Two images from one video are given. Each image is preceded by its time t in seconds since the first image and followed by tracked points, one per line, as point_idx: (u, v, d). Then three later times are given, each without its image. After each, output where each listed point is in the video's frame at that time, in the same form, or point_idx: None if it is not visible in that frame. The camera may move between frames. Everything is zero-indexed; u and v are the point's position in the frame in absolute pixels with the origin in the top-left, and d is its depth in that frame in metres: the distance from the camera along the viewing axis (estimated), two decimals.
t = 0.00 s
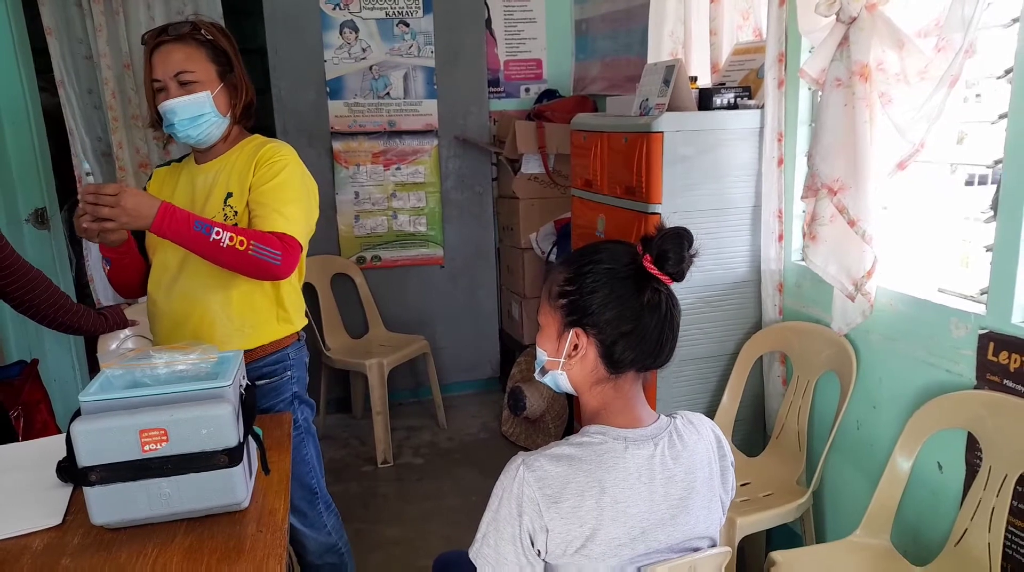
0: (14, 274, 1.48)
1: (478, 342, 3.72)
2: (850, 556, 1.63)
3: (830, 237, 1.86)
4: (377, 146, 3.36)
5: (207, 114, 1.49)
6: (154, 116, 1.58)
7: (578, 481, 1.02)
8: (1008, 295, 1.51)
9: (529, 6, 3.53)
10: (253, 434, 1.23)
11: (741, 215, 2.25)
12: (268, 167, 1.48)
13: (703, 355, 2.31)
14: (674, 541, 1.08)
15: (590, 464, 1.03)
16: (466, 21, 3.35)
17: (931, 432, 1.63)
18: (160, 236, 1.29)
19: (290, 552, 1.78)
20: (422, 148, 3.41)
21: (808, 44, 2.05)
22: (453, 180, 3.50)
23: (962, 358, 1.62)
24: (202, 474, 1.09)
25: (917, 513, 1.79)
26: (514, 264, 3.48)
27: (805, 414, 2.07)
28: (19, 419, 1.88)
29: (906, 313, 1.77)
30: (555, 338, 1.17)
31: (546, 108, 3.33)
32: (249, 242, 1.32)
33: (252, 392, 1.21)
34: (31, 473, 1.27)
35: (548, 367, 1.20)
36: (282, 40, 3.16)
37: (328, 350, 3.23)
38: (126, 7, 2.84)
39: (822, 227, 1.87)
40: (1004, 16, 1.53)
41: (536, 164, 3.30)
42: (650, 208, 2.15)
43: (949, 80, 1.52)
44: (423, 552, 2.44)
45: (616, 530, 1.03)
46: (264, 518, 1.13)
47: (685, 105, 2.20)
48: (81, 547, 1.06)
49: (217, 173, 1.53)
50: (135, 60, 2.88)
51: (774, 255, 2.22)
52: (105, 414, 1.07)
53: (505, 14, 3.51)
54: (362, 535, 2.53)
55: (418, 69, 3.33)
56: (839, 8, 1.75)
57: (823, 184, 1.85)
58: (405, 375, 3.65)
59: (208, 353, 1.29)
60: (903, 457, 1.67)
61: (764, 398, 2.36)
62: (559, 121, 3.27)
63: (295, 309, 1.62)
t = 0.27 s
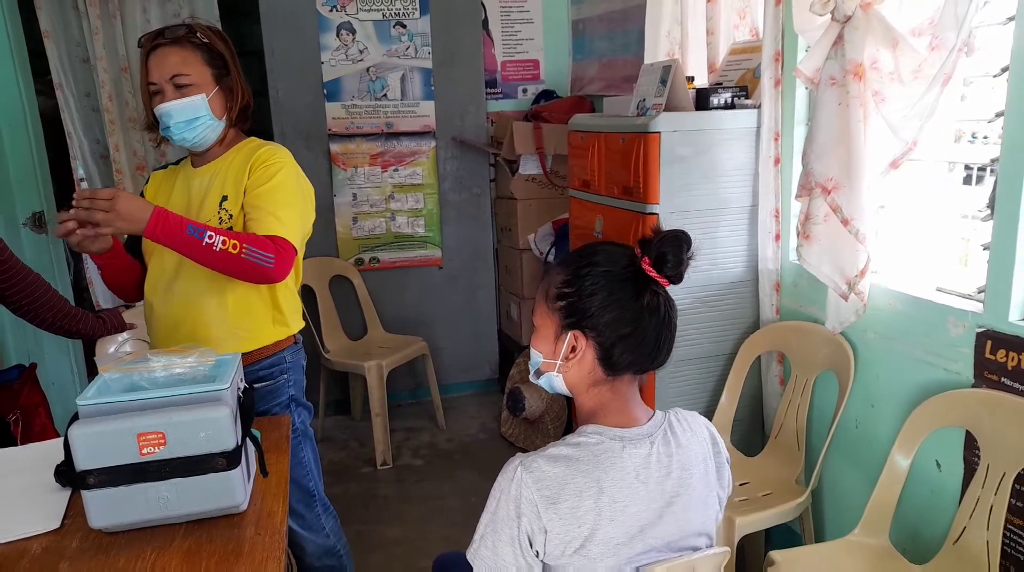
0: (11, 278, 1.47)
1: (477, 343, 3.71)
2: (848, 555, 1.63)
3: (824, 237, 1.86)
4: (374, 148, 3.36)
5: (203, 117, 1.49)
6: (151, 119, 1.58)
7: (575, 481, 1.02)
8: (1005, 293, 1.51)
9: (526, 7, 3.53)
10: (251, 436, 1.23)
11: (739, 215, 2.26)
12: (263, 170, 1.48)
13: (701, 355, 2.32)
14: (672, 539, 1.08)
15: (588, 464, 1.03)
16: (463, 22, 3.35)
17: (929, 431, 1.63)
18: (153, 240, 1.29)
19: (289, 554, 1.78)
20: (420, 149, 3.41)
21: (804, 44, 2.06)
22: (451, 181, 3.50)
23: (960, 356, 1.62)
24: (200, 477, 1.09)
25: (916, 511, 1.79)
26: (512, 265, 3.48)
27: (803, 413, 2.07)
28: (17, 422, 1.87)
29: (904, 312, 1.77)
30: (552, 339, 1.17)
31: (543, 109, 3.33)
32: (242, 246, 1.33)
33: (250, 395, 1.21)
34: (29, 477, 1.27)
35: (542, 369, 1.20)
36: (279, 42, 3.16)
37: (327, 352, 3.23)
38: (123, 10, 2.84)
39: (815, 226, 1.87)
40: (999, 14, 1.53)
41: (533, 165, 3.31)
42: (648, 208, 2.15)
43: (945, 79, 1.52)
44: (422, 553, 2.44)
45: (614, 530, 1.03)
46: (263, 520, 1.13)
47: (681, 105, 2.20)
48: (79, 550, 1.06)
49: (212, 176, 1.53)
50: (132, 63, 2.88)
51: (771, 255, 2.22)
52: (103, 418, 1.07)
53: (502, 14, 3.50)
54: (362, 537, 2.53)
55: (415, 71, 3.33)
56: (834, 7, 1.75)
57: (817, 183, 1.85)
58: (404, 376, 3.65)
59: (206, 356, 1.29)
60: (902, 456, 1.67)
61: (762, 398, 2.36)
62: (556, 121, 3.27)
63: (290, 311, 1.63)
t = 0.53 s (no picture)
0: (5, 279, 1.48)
1: (475, 344, 3.71)
2: (846, 555, 1.63)
3: (816, 237, 1.86)
4: (372, 149, 3.35)
5: (199, 119, 1.49)
6: (148, 122, 1.58)
7: (568, 485, 1.02)
8: (1002, 293, 1.51)
9: (523, 8, 3.53)
10: (248, 439, 1.22)
11: (736, 215, 2.25)
12: (258, 171, 1.48)
13: (698, 356, 2.31)
14: (668, 542, 1.08)
15: (580, 469, 1.03)
16: (460, 23, 3.35)
17: (927, 430, 1.63)
18: (147, 240, 1.29)
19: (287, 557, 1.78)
20: (417, 150, 3.41)
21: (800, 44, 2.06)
22: (448, 182, 3.50)
23: (957, 356, 1.62)
24: (196, 480, 1.09)
25: (914, 510, 1.79)
26: (510, 266, 3.48)
27: (801, 414, 2.07)
28: (14, 426, 1.86)
29: (901, 312, 1.77)
30: (549, 342, 1.16)
31: (541, 109, 3.33)
32: (236, 245, 1.32)
33: (247, 398, 1.21)
34: (25, 481, 1.27)
35: (537, 370, 1.20)
36: (276, 44, 3.16)
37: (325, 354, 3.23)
38: (119, 12, 2.84)
39: (807, 226, 1.87)
40: (994, 13, 1.53)
41: (531, 166, 3.31)
42: (645, 208, 2.15)
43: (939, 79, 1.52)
44: (421, 555, 2.44)
45: (608, 533, 1.03)
46: (260, 523, 1.12)
47: (678, 106, 2.20)
48: (75, 555, 1.06)
49: (208, 178, 1.53)
50: (128, 65, 2.88)
51: (767, 255, 2.22)
52: (99, 422, 1.07)
53: (499, 15, 3.50)
54: (361, 539, 2.53)
55: (412, 72, 3.33)
56: (828, 7, 1.75)
57: (809, 183, 1.85)
58: (402, 377, 3.65)
59: (202, 358, 1.29)
60: (900, 456, 1.67)
61: (760, 398, 2.36)
62: (554, 122, 3.26)
63: (287, 313, 1.63)
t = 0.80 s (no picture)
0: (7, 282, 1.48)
1: (476, 346, 3.71)
2: (849, 556, 1.63)
3: (814, 237, 1.87)
4: (373, 151, 3.36)
5: (201, 122, 1.49)
6: (151, 125, 1.58)
7: (575, 484, 1.02)
8: (1003, 293, 1.51)
9: (523, 10, 3.53)
10: (249, 441, 1.22)
11: (738, 217, 2.26)
12: (260, 173, 1.48)
13: (700, 357, 2.32)
14: (673, 532, 1.09)
15: (586, 466, 1.03)
16: (460, 25, 3.35)
17: (929, 431, 1.63)
18: (149, 239, 1.29)
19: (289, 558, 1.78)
20: (418, 152, 3.41)
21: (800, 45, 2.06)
22: (449, 184, 3.50)
23: (959, 357, 1.62)
24: (198, 482, 1.09)
25: (916, 511, 1.79)
26: (511, 267, 3.48)
27: (802, 415, 2.07)
28: (15, 428, 1.87)
29: (903, 313, 1.77)
30: (570, 349, 1.14)
31: (541, 111, 3.33)
32: (238, 245, 1.33)
33: (248, 400, 1.21)
34: (27, 483, 1.27)
35: (547, 376, 1.18)
36: (276, 47, 3.16)
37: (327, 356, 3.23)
38: (120, 15, 2.84)
39: (805, 227, 1.87)
40: (994, 15, 1.53)
41: (531, 167, 3.31)
42: (646, 211, 2.16)
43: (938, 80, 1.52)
44: (423, 556, 2.44)
45: (617, 528, 1.03)
46: (262, 524, 1.13)
47: (678, 107, 2.20)
48: (77, 557, 1.06)
49: (210, 180, 1.53)
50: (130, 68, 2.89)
51: (769, 257, 2.21)
52: (100, 424, 1.07)
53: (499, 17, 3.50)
54: (362, 540, 2.53)
55: (413, 75, 3.33)
56: (827, 9, 1.75)
57: (807, 184, 1.85)
58: (404, 379, 3.65)
59: (203, 361, 1.29)
60: (901, 456, 1.67)
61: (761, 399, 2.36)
62: (555, 124, 3.27)
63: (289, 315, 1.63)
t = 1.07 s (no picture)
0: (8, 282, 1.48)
1: (478, 344, 3.71)
2: (851, 554, 1.63)
3: (821, 236, 1.86)
4: (374, 150, 3.36)
5: (203, 120, 1.49)
6: (151, 123, 1.58)
7: (583, 481, 1.01)
8: (1005, 292, 1.51)
9: (525, 8, 3.52)
10: (251, 439, 1.23)
11: (741, 215, 2.26)
12: (264, 169, 1.48)
13: (703, 355, 2.31)
14: (678, 527, 1.09)
15: (593, 463, 1.03)
16: (462, 23, 3.35)
17: (931, 429, 1.62)
18: (155, 230, 1.28)
19: (292, 556, 1.78)
20: (420, 151, 3.41)
21: (802, 42, 2.06)
22: (450, 182, 3.50)
23: (961, 355, 1.62)
24: (201, 481, 1.09)
25: (918, 509, 1.79)
26: (513, 266, 3.48)
27: (804, 412, 2.07)
28: (19, 427, 1.87)
29: (905, 311, 1.77)
30: (588, 366, 1.13)
31: (543, 109, 3.33)
32: (246, 239, 1.32)
33: (250, 399, 1.21)
34: (30, 482, 1.27)
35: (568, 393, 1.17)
36: (277, 45, 3.16)
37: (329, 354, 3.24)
38: (121, 14, 2.84)
39: (814, 225, 1.87)
40: (998, 12, 1.53)
41: (533, 165, 3.31)
42: (648, 208, 2.16)
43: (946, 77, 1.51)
44: (425, 555, 2.44)
45: (625, 523, 1.03)
46: (264, 523, 1.13)
47: (680, 105, 2.20)
48: (80, 556, 1.06)
49: (213, 177, 1.53)
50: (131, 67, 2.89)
51: (772, 254, 2.22)
52: (103, 423, 1.07)
53: (500, 15, 3.49)
54: (365, 538, 2.54)
55: (414, 73, 3.33)
56: (833, 7, 1.75)
57: (815, 182, 1.85)
58: (405, 377, 3.65)
59: (205, 360, 1.29)
60: (903, 454, 1.67)
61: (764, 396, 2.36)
62: (556, 122, 3.26)
63: (292, 313, 1.64)
